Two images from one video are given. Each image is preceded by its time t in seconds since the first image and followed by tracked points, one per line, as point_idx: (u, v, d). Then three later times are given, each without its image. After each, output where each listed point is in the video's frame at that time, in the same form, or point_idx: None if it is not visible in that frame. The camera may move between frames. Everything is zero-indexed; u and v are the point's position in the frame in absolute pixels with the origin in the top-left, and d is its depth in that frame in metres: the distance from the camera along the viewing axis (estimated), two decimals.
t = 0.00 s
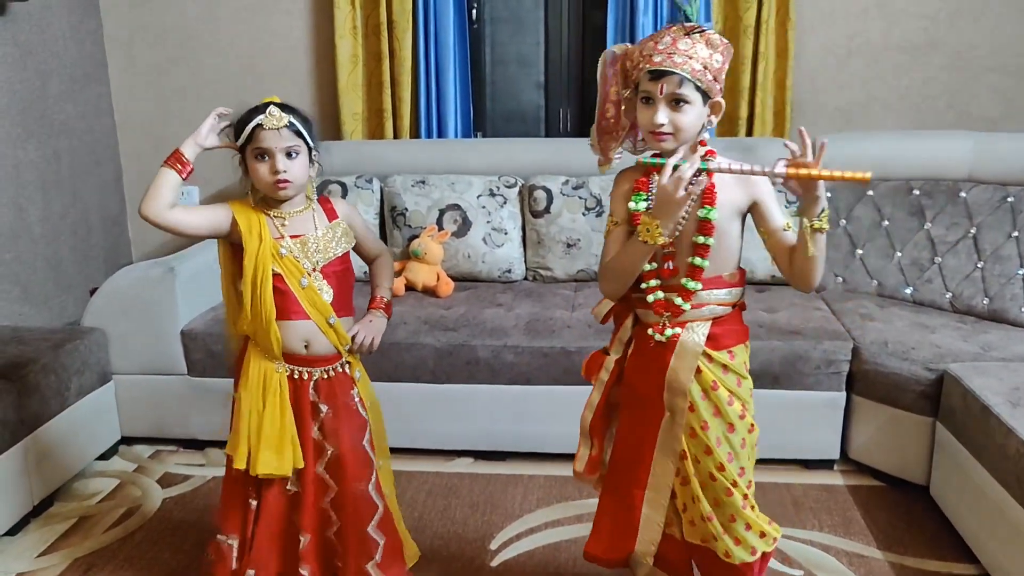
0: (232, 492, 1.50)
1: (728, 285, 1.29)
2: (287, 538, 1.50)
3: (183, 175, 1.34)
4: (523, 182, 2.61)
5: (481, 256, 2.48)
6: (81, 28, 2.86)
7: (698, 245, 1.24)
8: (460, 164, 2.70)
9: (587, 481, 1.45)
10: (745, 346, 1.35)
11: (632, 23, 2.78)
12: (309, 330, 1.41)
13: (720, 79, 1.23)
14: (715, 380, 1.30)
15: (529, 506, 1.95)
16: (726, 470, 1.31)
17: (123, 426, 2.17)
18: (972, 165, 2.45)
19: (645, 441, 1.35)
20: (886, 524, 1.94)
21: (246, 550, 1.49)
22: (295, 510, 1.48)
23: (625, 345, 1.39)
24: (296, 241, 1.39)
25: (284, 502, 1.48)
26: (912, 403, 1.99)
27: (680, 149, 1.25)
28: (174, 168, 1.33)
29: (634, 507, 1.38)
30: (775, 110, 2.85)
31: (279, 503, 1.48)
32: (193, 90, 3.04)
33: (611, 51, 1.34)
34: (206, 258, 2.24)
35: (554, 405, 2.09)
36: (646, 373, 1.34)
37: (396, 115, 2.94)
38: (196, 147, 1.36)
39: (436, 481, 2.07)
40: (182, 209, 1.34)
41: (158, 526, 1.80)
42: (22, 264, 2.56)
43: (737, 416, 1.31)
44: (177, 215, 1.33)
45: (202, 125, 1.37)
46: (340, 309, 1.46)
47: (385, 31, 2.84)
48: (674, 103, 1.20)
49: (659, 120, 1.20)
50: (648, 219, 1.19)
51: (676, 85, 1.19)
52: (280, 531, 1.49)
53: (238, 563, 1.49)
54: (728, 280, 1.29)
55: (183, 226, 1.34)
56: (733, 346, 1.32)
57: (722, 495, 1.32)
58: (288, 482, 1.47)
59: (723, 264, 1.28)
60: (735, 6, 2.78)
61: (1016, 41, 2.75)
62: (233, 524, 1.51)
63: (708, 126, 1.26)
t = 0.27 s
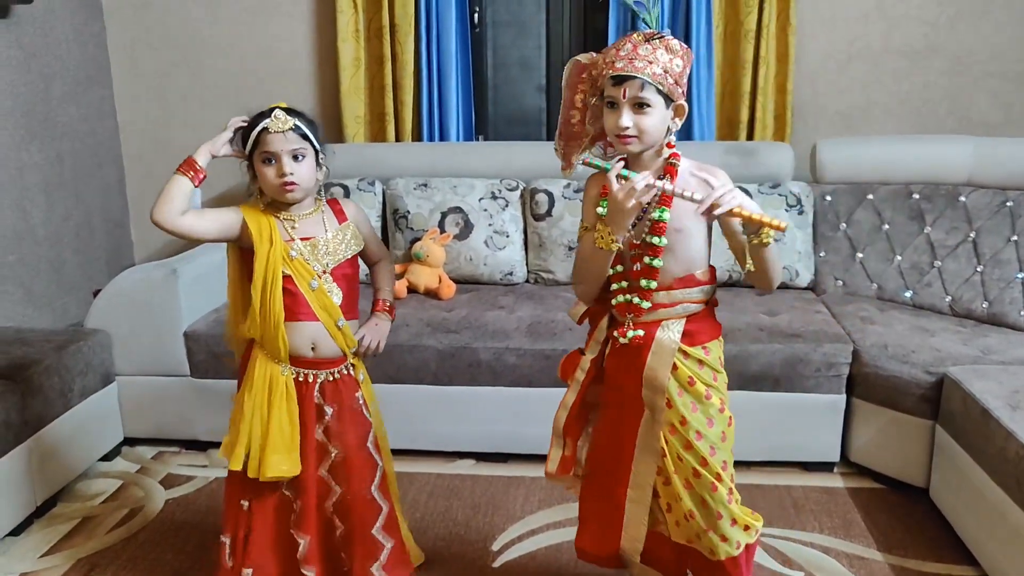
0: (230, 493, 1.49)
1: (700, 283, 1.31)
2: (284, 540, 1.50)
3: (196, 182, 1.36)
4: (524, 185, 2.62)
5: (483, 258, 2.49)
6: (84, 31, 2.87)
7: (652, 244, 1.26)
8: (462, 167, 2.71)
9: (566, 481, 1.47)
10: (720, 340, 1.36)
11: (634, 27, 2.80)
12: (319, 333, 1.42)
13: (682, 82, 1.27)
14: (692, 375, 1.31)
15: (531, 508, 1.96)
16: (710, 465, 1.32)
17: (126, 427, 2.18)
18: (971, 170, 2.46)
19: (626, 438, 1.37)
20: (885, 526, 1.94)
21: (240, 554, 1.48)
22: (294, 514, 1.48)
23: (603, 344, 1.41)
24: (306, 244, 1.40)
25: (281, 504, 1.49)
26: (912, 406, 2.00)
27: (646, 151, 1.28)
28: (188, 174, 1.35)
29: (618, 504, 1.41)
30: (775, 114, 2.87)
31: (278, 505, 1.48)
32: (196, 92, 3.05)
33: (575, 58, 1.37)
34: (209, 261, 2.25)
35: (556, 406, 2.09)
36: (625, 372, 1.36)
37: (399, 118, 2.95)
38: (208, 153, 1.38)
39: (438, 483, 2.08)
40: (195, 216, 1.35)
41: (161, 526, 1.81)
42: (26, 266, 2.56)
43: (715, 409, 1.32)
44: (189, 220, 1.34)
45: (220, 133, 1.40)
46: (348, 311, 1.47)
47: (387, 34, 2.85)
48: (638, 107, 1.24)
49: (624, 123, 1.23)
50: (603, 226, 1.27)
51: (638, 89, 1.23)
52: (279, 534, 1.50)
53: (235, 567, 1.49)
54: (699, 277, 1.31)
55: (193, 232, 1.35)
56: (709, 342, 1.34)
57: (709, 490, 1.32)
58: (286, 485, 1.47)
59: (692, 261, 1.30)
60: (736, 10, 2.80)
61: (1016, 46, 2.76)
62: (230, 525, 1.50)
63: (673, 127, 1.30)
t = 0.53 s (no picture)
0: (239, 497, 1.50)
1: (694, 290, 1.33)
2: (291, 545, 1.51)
3: (202, 189, 1.35)
4: (521, 187, 2.64)
5: (480, 260, 2.50)
6: (81, 33, 2.87)
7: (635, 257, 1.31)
8: (459, 169, 2.72)
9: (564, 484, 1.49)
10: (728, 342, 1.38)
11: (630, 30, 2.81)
12: (325, 340, 1.43)
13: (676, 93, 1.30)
14: (696, 381, 1.32)
15: (530, 508, 1.97)
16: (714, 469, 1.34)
17: (125, 429, 2.18)
18: (964, 172, 2.48)
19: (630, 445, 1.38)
20: (881, 526, 1.96)
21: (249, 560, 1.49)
22: (298, 520, 1.49)
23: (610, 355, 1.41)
24: (311, 252, 1.41)
25: (290, 510, 1.49)
26: (907, 407, 2.02)
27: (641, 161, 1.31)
28: (194, 182, 1.34)
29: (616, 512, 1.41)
30: (770, 117, 2.89)
31: (285, 511, 1.49)
32: (193, 94, 3.05)
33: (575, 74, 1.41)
34: (208, 263, 2.26)
35: (554, 407, 2.10)
36: (630, 378, 1.37)
37: (396, 120, 2.96)
38: (216, 157, 1.36)
39: (437, 483, 2.08)
40: (199, 223, 1.35)
41: (162, 528, 1.81)
42: (23, 268, 2.56)
43: (721, 414, 1.34)
44: (195, 228, 1.34)
45: (226, 142, 1.38)
46: (352, 318, 1.48)
47: (384, 37, 2.86)
48: (633, 116, 1.26)
49: (619, 132, 1.26)
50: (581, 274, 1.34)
51: (632, 99, 1.26)
52: (286, 539, 1.50)
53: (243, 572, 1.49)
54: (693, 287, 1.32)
55: (199, 240, 1.35)
56: (714, 345, 1.35)
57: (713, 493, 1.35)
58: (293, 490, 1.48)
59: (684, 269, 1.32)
60: (731, 14, 2.82)
61: (1007, 50, 2.79)
62: (240, 531, 1.50)
63: (667, 140, 1.33)
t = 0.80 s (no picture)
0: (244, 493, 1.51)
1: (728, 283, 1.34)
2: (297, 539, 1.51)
3: (206, 176, 1.37)
4: (516, 188, 2.65)
5: (475, 260, 2.52)
6: (74, 35, 2.87)
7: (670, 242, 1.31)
8: (454, 170, 2.73)
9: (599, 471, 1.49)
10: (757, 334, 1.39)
11: (621, 32, 2.83)
12: (326, 332, 1.44)
13: (723, 85, 1.30)
14: (726, 371, 1.34)
15: (527, 506, 1.98)
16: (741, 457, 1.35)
17: (122, 430, 2.18)
18: (952, 171, 2.52)
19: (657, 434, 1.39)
20: (874, 520, 1.99)
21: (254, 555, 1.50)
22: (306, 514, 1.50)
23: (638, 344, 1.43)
24: (310, 243, 1.42)
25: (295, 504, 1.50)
26: (898, 402, 2.04)
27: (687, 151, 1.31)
28: (197, 169, 1.35)
29: (641, 500, 1.41)
30: (760, 117, 2.92)
31: (289, 507, 1.49)
32: (186, 96, 3.05)
33: (619, 65, 1.42)
34: (205, 264, 2.26)
35: (550, 406, 2.12)
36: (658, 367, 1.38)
37: (389, 122, 2.97)
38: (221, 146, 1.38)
39: (435, 482, 2.10)
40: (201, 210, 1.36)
41: (161, 528, 1.81)
42: (18, 270, 2.56)
43: (749, 403, 1.35)
44: (195, 215, 1.35)
45: (233, 131, 1.40)
46: (353, 311, 1.49)
47: (378, 39, 2.87)
48: (682, 107, 1.27)
49: (668, 122, 1.26)
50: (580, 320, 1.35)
51: (682, 89, 1.26)
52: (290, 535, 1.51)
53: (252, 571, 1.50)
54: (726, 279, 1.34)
55: (199, 228, 1.36)
56: (741, 339, 1.36)
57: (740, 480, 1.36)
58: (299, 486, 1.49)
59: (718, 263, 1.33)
60: (721, 15, 2.85)
61: (994, 51, 2.83)
62: (241, 526, 1.51)
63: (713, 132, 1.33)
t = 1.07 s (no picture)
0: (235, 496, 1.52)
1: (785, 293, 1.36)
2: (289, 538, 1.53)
3: (202, 197, 1.38)
4: (505, 188, 2.68)
5: (465, 260, 2.54)
6: (62, 38, 2.87)
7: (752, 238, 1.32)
8: (443, 171, 2.75)
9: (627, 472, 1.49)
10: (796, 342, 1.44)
11: (607, 33, 2.87)
12: (323, 338, 1.46)
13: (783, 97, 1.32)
14: (776, 373, 1.38)
15: (520, 501, 2.01)
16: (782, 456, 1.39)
17: (115, 432, 2.19)
18: (932, 169, 2.57)
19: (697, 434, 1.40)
20: (859, 511, 2.03)
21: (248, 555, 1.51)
22: (298, 514, 1.52)
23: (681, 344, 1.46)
24: (310, 253, 1.44)
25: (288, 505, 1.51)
26: (882, 395, 2.09)
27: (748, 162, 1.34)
28: (194, 190, 1.36)
29: (672, 500, 1.41)
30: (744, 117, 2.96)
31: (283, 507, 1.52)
32: (174, 99, 3.05)
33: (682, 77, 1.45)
34: (197, 267, 2.27)
35: (541, 402, 2.15)
36: (704, 367, 1.41)
37: (378, 123, 2.99)
38: (215, 167, 1.39)
39: (428, 479, 2.12)
40: (201, 232, 1.38)
41: (157, 528, 1.82)
42: (7, 273, 2.56)
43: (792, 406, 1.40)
44: (195, 236, 1.37)
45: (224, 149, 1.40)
46: (348, 318, 1.51)
47: (366, 41, 2.89)
48: (741, 120, 1.29)
49: (727, 135, 1.29)
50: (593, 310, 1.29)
51: (742, 102, 1.28)
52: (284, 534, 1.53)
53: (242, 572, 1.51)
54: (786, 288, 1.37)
55: (199, 248, 1.38)
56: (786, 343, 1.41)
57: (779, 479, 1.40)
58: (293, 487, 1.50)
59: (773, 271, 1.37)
60: (705, 17, 2.89)
61: (972, 51, 2.88)
62: (235, 526, 1.52)
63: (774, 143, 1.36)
